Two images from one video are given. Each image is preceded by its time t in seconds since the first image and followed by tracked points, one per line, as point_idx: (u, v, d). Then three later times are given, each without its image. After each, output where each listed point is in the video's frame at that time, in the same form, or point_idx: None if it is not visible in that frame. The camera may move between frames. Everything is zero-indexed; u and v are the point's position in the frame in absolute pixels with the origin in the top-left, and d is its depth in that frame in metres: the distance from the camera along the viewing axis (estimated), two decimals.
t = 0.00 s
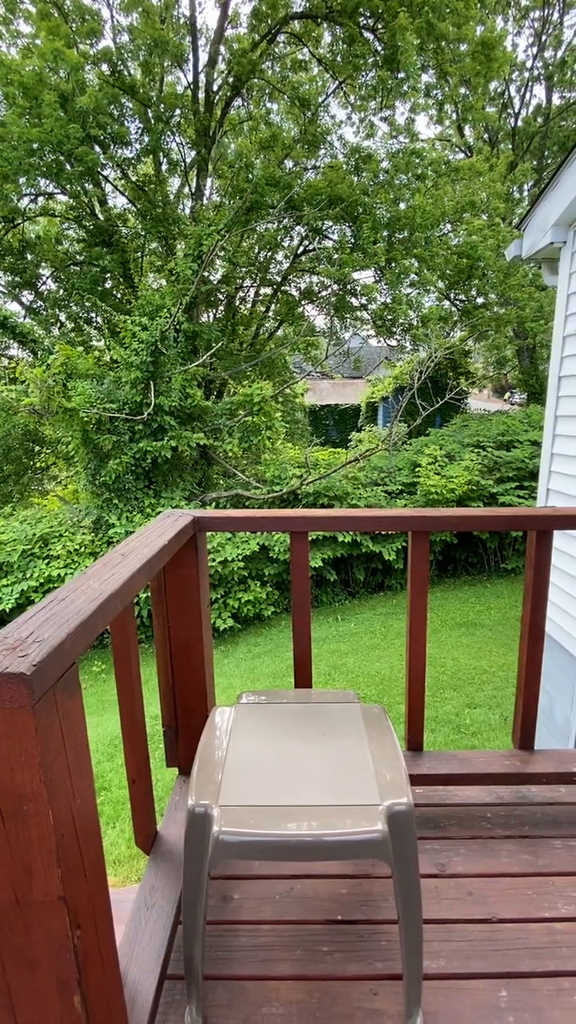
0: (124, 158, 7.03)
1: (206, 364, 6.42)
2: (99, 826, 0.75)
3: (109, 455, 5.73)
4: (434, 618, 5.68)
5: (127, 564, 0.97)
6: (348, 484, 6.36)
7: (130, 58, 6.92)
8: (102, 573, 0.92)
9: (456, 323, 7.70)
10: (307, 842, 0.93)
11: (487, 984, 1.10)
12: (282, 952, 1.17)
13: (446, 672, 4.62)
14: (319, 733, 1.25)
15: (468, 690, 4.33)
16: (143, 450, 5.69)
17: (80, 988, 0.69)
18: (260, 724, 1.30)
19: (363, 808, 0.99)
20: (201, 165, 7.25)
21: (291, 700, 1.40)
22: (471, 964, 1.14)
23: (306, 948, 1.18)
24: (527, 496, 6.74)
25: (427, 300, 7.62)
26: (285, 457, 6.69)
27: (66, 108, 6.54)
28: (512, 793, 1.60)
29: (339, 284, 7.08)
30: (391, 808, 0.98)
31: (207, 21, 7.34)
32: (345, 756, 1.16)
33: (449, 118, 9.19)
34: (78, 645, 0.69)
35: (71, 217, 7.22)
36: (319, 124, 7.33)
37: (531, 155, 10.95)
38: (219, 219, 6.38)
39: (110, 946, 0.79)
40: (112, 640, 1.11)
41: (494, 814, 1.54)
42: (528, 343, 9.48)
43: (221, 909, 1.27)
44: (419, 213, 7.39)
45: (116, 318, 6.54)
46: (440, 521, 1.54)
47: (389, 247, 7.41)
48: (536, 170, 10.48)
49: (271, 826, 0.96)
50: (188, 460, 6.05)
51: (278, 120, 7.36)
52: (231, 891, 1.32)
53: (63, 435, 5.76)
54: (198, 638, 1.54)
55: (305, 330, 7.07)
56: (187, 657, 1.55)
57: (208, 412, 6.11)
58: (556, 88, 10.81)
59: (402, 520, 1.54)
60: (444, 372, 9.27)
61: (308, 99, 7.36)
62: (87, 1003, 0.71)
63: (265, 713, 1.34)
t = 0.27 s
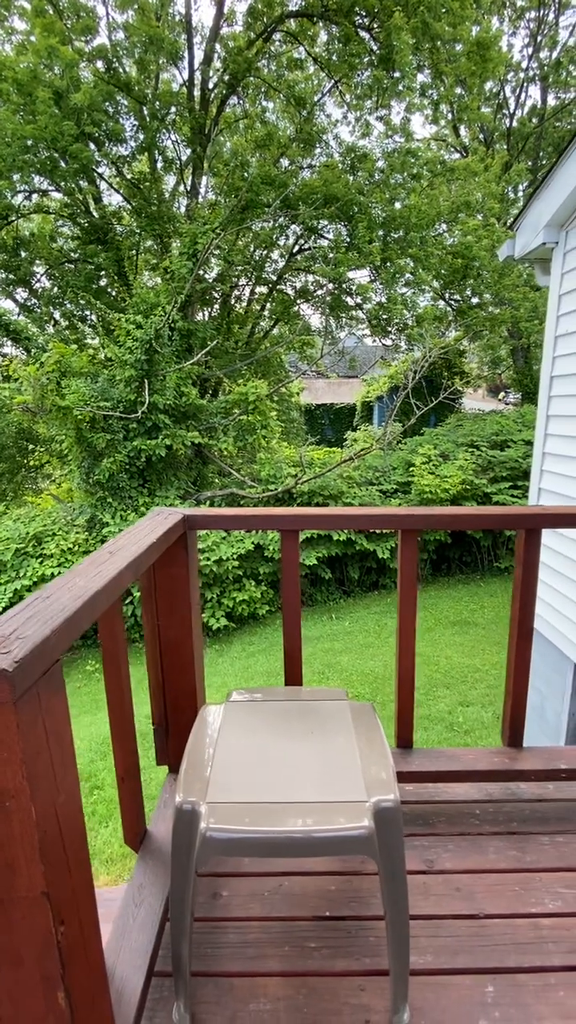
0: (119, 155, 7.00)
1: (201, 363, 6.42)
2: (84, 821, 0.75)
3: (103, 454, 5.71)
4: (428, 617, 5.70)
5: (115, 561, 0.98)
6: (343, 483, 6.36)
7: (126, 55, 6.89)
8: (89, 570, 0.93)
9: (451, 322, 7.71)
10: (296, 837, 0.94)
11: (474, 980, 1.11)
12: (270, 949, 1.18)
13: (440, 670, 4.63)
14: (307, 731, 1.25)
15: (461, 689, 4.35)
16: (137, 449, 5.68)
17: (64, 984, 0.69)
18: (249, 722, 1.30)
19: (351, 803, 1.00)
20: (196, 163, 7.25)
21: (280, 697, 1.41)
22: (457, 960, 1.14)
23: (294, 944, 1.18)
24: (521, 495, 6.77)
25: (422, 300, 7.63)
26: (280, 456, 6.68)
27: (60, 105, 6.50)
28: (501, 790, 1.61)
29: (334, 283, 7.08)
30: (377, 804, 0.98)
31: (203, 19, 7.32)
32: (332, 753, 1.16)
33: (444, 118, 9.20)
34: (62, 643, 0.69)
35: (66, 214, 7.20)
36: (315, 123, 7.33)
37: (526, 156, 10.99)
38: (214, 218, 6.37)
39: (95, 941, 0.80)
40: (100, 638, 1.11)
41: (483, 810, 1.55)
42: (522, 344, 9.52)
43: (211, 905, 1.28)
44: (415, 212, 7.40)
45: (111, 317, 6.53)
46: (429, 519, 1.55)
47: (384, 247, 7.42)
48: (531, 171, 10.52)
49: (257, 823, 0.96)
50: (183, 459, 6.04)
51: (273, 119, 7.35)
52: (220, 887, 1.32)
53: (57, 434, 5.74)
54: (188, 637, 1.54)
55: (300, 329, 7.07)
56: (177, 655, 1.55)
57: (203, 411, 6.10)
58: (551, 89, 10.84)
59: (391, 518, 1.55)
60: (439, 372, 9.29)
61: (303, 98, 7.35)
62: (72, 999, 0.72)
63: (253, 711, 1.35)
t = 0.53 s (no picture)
0: (117, 154, 7.00)
1: (199, 362, 6.42)
2: (73, 818, 0.76)
3: (100, 452, 5.70)
4: (424, 616, 5.71)
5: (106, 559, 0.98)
6: (340, 483, 6.37)
7: (124, 54, 6.89)
8: (80, 568, 0.93)
9: (449, 322, 7.71)
10: (287, 835, 0.94)
11: (464, 977, 1.11)
12: (262, 946, 1.18)
13: (436, 670, 4.64)
14: (300, 728, 1.25)
15: (457, 688, 4.36)
16: (135, 448, 5.67)
17: (52, 981, 0.70)
18: (242, 720, 1.30)
19: (342, 802, 1.00)
20: (195, 162, 7.26)
21: (273, 695, 1.41)
22: (448, 957, 1.15)
23: (285, 942, 1.19)
24: (518, 495, 6.78)
25: (420, 300, 7.63)
26: (278, 456, 6.68)
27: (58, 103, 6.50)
28: (493, 788, 1.62)
29: (332, 282, 7.09)
30: (368, 801, 0.98)
31: (202, 19, 7.32)
32: (324, 751, 1.16)
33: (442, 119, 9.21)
34: (51, 640, 0.70)
35: (64, 213, 7.19)
36: (313, 123, 7.33)
37: (524, 156, 11.00)
38: (212, 217, 6.37)
39: (84, 937, 0.80)
40: (92, 636, 1.11)
41: (475, 809, 1.55)
42: (520, 344, 9.54)
43: (202, 904, 1.28)
44: (413, 212, 7.41)
45: (108, 315, 6.52)
46: (424, 517, 1.54)
47: (382, 247, 7.43)
48: (529, 171, 10.53)
49: (247, 820, 0.96)
50: (181, 459, 6.04)
51: (272, 118, 7.36)
52: (212, 886, 1.33)
53: (54, 432, 5.73)
54: (181, 636, 1.54)
55: (298, 329, 7.07)
56: (170, 654, 1.55)
57: (200, 411, 6.11)
58: (550, 90, 10.85)
59: (385, 516, 1.55)
60: (437, 372, 9.30)
61: (302, 98, 7.35)
62: (60, 995, 0.72)
63: (246, 709, 1.35)
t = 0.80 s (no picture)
0: (119, 155, 7.01)
1: (200, 363, 6.42)
2: (74, 816, 0.76)
3: (101, 452, 5.71)
4: (425, 617, 5.71)
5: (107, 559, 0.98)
6: (342, 483, 6.37)
7: (127, 55, 6.89)
8: (81, 567, 0.93)
9: (451, 323, 7.70)
10: (287, 835, 0.94)
11: (464, 978, 1.11)
12: (261, 946, 1.18)
13: (437, 671, 4.64)
14: (300, 728, 1.26)
15: (458, 689, 4.36)
16: (136, 448, 5.68)
17: (53, 978, 0.70)
18: (242, 719, 1.30)
19: (341, 802, 1.00)
20: (197, 162, 7.26)
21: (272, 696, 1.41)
22: (448, 957, 1.15)
23: (285, 942, 1.19)
24: (519, 496, 6.77)
25: (422, 300, 7.63)
26: (279, 456, 6.67)
27: (61, 104, 6.52)
28: (493, 789, 1.62)
29: (334, 283, 7.10)
30: (368, 801, 0.99)
31: (204, 19, 7.32)
32: (325, 751, 1.17)
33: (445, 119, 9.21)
34: (52, 639, 0.70)
35: (66, 213, 7.20)
36: (315, 123, 7.34)
37: (527, 157, 11.00)
38: (214, 217, 6.37)
39: (85, 935, 0.80)
40: (94, 638, 1.11)
41: (475, 809, 1.55)
42: (522, 346, 9.53)
43: (203, 903, 1.28)
44: (415, 213, 7.41)
45: (110, 316, 6.54)
46: (425, 518, 1.55)
47: (384, 247, 7.43)
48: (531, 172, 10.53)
49: (247, 820, 0.97)
50: (182, 459, 6.05)
51: (274, 119, 7.36)
52: (213, 885, 1.33)
53: (56, 432, 5.74)
54: (182, 636, 1.55)
55: (300, 329, 7.08)
56: (171, 654, 1.55)
57: (202, 411, 6.11)
58: (552, 91, 10.85)
59: (385, 517, 1.55)
60: (438, 374, 9.30)
61: (304, 98, 7.37)
62: (61, 992, 0.72)
63: (247, 709, 1.35)
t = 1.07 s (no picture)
0: (126, 156, 7.03)
1: (205, 363, 6.43)
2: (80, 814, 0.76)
3: (107, 452, 5.73)
4: (429, 618, 5.70)
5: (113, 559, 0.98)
6: (346, 484, 6.36)
7: (134, 56, 6.91)
8: (87, 567, 0.94)
9: (456, 324, 7.69)
10: (291, 835, 0.95)
11: (467, 979, 1.11)
12: (265, 945, 1.18)
13: (441, 672, 4.63)
14: (305, 728, 1.26)
15: (463, 691, 4.35)
16: (141, 448, 5.70)
17: (60, 974, 0.71)
18: (247, 719, 1.30)
19: (345, 802, 1.01)
20: (202, 164, 7.26)
21: (276, 696, 1.41)
22: (451, 958, 1.15)
23: (288, 941, 1.19)
24: (525, 498, 6.75)
25: (427, 301, 7.62)
26: (284, 457, 6.67)
27: (69, 106, 6.55)
28: (497, 791, 1.62)
29: (339, 284, 7.11)
30: (372, 801, 0.99)
31: (211, 21, 7.34)
32: (329, 752, 1.17)
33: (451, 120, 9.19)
34: (59, 638, 0.70)
35: (73, 215, 7.23)
36: (321, 124, 7.35)
37: (533, 157, 10.97)
38: (220, 219, 6.39)
39: (90, 931, 0.81)
40: (99, 638, 1.12)
41: (479, 811, 1.55)
42: (528, 347, 9.51)
43: (207, 902, 1.28)
44: (420, 213, 7.40)
45: (116, 316, 6.56)
46: (430, 519, 1.55)
47: (389, 248, 7.42)
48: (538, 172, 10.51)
49: (251, 819, 0.97)
50: (187, 459, 6.06)
51: (280, 120, 7.37)
52: (217, 884, 1.33)
53: (62, 432, 5.76)
54: (188, 637, 1.55)
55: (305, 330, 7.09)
56: (176, 654, 1.56)
57: (207, 411, 6.13)
58: (559, 91, 10.82)
59: (390, 519, 1.55)
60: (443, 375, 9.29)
61: (310, 99, 7.38)
62: (67, 988, 0.73)
63: (251, 709, 1.35)
